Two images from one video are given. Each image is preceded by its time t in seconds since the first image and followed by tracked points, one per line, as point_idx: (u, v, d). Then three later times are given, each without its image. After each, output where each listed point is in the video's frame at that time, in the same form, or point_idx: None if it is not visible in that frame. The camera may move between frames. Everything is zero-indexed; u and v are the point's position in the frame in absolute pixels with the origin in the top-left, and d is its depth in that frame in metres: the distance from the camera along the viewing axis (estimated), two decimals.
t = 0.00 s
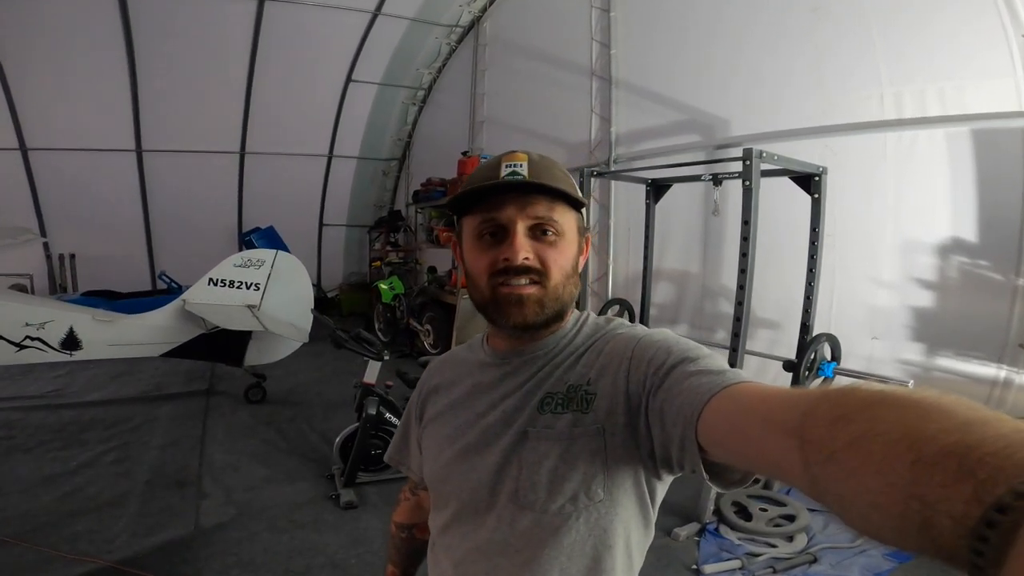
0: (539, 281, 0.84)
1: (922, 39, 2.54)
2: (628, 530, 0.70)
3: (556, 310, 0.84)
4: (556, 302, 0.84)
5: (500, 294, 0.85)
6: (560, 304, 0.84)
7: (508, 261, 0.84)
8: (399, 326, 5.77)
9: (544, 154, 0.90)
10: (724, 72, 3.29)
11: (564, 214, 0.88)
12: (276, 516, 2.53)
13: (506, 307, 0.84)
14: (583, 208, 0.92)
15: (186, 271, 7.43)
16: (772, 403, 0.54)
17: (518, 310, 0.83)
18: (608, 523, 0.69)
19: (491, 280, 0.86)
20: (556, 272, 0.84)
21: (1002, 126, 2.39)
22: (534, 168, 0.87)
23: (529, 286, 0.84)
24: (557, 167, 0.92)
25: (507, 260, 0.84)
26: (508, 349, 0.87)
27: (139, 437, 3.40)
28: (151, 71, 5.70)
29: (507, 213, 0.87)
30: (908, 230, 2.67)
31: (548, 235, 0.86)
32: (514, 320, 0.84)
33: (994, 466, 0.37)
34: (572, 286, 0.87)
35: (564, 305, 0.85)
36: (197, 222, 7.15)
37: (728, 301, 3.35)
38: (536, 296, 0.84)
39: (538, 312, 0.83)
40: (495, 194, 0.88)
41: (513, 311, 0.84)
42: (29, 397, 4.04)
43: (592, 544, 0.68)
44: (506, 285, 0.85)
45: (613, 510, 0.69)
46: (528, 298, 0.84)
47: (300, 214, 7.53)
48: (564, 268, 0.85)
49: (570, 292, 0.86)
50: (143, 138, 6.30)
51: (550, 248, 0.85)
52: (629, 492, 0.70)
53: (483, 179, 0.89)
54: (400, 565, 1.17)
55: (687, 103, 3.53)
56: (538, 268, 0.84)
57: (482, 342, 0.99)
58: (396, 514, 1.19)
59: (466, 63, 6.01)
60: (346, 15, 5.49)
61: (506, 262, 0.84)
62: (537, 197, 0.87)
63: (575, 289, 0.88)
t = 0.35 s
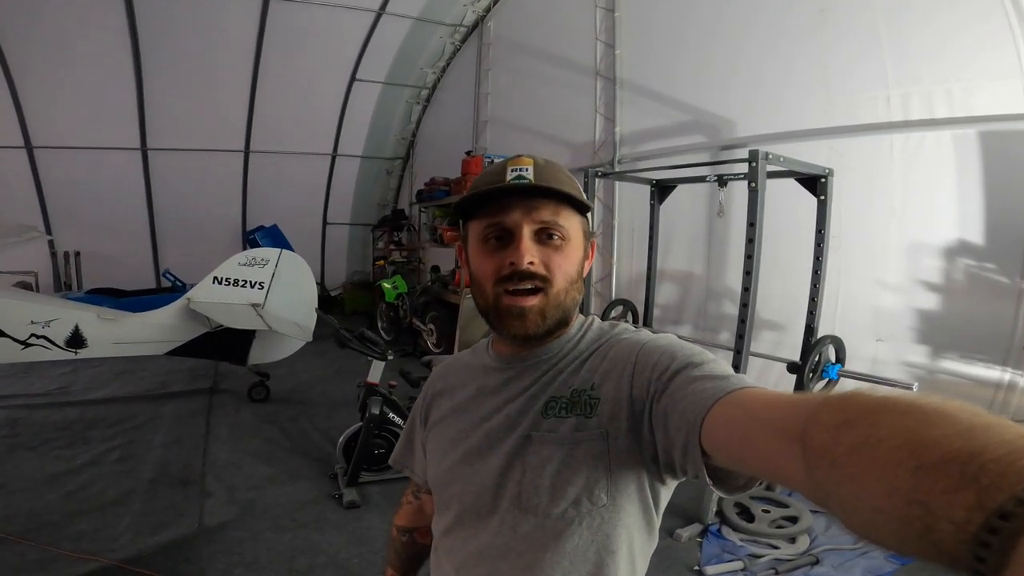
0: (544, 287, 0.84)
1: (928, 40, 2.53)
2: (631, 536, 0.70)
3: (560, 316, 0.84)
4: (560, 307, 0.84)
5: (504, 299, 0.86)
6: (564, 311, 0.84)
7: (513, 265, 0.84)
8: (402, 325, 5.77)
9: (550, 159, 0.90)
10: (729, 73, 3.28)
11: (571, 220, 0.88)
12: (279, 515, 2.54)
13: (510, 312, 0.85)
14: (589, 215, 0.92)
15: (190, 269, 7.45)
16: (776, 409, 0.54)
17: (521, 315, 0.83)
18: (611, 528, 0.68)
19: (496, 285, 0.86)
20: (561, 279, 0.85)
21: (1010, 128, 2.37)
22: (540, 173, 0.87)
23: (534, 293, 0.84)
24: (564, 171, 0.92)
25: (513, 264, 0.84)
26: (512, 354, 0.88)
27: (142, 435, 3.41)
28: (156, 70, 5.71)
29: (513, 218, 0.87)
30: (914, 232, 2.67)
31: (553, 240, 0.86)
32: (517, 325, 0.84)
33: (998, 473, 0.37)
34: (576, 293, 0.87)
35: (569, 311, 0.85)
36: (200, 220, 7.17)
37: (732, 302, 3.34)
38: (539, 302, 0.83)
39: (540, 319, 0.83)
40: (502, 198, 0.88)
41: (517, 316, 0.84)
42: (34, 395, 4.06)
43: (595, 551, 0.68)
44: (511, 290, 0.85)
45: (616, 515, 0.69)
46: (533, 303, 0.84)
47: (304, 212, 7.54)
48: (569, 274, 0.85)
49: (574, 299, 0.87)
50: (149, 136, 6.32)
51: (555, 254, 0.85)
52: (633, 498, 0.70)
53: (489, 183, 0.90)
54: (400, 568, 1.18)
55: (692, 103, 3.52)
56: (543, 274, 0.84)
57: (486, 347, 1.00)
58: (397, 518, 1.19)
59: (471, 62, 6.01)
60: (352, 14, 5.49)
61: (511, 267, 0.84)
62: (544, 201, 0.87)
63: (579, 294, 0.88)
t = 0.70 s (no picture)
0: (555, 279, 0.83)
1: (933, 41, 2.53)
2: (637, 532, 0.69)
3: (572, 310, 0.83)
4: (571, 301, 0.83)
5: (516, 290, 0.85)
6: (576, 304, 0.83)
7: (524, 256, 0.84)
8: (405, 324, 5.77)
9: (564, 153, 0.90)
10: (734, 73, 3.29)
11: (584, 212, 0.87)
12: (283, 512, 2.54)
13: (522, 305, 0.84)
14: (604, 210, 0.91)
15: (194, 267, 7.46)
16: (792, 404, 0.53)
17: (532, 307, 0.83)
18: (616, 524, 0.68)
19: (508, 276, 0.86)
20: (573, 272, 0.84)
21: (1015, 129, 2.36)
22: (555, 166, 0.87)
23: (545, 284, 0.83)
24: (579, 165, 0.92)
25: (525, 255, 0.84)
26: (522, 348, 0.88)
27: (146, 432, 3.41)
28: (161, 68, 5.73)
29: (526, 209, 0.87)
30: (919, 232, 2.66)
31: (567, 232, 0.85)
32: (528, 318, 0.84)
33: (1015, 470, 0.37)
34: (589, 287, 0.86)
35: (580, 306, 0.84)
36: (204, 218, 7.19)
37: (735, 301, 3.34)
38: (551, 294, 0.83)
39: (553, 312, 0.83)
40: (516, 190, 0.88)
41: (529, 308, 0.83)
42: (38, 391, 4.07)
43: (599, 546, 0.68)
44: (523, 281, 0.84)
45: (622, 511, 0.68)
46: (544, 295, 0.83)
47: (307, 211, 7.55)
48: (582, 267, 0.85)
49: (587, 293, 0.86)
50: (154, 134, 6.34)
51: (567, 246, 0.84)
52: (639, 493, 0.70)
53: (503, 175, 0.90)
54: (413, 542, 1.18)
55: (697, 102, 3.52)
56: (554, 266, 0.83)
57: (496, 340, 1.00)
58: (413, 488, 1.19)
59: (475, 61, 6.02)
60: (356, 13, 5.50)
61: (523, 258, 0.84)
62: (557, 194, 0.87)
63: (592, 289, 0.87)
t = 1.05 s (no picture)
0: (558, 279, 0.84)
1: (938, 42, 2.53)
2: (640, 533, 0.69)
3: (576, 309, 0.83)
4: (575, 301, 0.83)
5: (520, 291, 0.86)
6: (580, 304, 0.83)
7: (527, 256, 0.84)
8: (406, 323, 5.78)
9: (570, 151, 0.90)
10: (737, 73, 3.28)
11: (588, 211, 0.87)
12: (285, 511, 2.54)
13: (525, 305, 0.85)
14: (610, 208, 0.90)
15: (196, 265, 7.47)
16: (806, 407, 0.53)
17: (536, 308, 0.84)
18: (619, 524, 0.68)
19: (512, 276, 0.87)
20: (577, 270, 0.84)
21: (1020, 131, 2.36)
22: (557, 165, 0.87)
23: (547, 284, 0.84)
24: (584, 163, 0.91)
25: (527, 255, 0.84)
26: (528, 346, 0.88)
27: (148, 430, 3.42)
28: (165, 66, 5.74)
29: (529, 209, 0.88)
30: (923, 233, 2.65)
31: (570, 232, 0.85)
32: (533, 317, 0.84)
33: None
34: (594, 286, 0.86)
35: (585, 304, 0.84)
36: (206, 217, 7.20)
37: (738, 301, 3.33)
38: (554, 294, 0.83)
39: (557, 312, 0.83)
40: (519, 190, 0.89)
41: (532, 308, 0.84)
42: (40, 389, 4.07)
43: (601, 545, 0.68)
44: (525, 281, 0.85)
45: (626, 511, 0.68)
46: (547, 294, 0.83)
47: (309, 210, 7.56)
48: (586, 266, 0.84)
49: (592, 292, 0.85)
50: (157, 132, 6.36)
51: (570, 245, 0.84)
52: (643, 494, 0.69)
53: (507, 176, 0.90)
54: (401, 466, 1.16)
55: (700, 103, 3.52)
56: (557, 265, 0.83)
57: (504, 337, 1.00)
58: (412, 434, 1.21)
59: (477, 60, 6.02)
60: (360, 11, 5.50)
61: (526, 258, 0.85)
62: (561, 193, 0.87)
63: (598, 288, 0.87)
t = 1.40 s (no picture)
0: (559, 279, 0.84)
1: (937, 46, 2.53)
2: (643, 532, 0.69)
3: (577, 308, 0.83)
4: (576, 300, 0.83)
5: (520, 292, 0.86)
6: (581, 303, 0.83)
7: (527, 257, 0.84)
8: (406, 322, 5.77)
9: (573, 150, 0.89)
10: (738, 73, 3.29)
11: (588, 210, 0.86)
12: (284, 510, 2.54)
13: (526, 304, 0.85)
14: (614, 206, 0.89)
15: (195, 264, 7.45)
16: (814, 407, 0.53)
17: (537, 308, 0.84)
18: (622, 523, 0.68)
19: (513, 277, 0.87)
20: (578, 270, 0.84)
21: (1019, 132, 2.37)
22: (557, 165, 0.87)
23: (548, 284, 0.84)
24: (587, 161, 0.90)
25: (526, 256, 0.85)
26: (532, 345, 0.88)
27: (148, 429, 3.41)
28: (165, 64, 5.73)
29: (529, 210, 0.87)
30: (923, 234, 2.65)
31: (570, 232, 0.85)
32: (533, 318, 0.85)
33: None
34: (596, 285, 0.86)
35: (586, 304, 0.84)
36: (206, 216, 7.19)
37: (737, 302, 3.34)
38: (555, 294, 0.83)
39: (556, 312, 0.83)
40: (519, 191, 0.89)
41: (533, 307, 0.84)
42: (39, 388, 4.06)
43: (603, 543, 0.68)
44: (525, 281, 0.85)
45: (629, 510, 0.68)
46: (548, 294, 0.84)
47: (309, 209, 7.55)
48: (587, 265, 0.84)
49: (594, 291, 0.85)
50: (156, 131, 6.34)
51: (570, 245, 0.84)
52: (646, 493, 0.69)
53: (508, 176, 0.90)
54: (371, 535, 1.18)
55: (700, 103, 3.52)
56: (558, 265, 0.83)
57: (508, 336, 1.00)
58: (393, 486, 1.19)
59: (477, 60, 6.02)
60: (360, 11, 5.50)
61: (525, 259, 0.85)
62: (560, 193, 0.86)
63: (601, 287, 0.86)
